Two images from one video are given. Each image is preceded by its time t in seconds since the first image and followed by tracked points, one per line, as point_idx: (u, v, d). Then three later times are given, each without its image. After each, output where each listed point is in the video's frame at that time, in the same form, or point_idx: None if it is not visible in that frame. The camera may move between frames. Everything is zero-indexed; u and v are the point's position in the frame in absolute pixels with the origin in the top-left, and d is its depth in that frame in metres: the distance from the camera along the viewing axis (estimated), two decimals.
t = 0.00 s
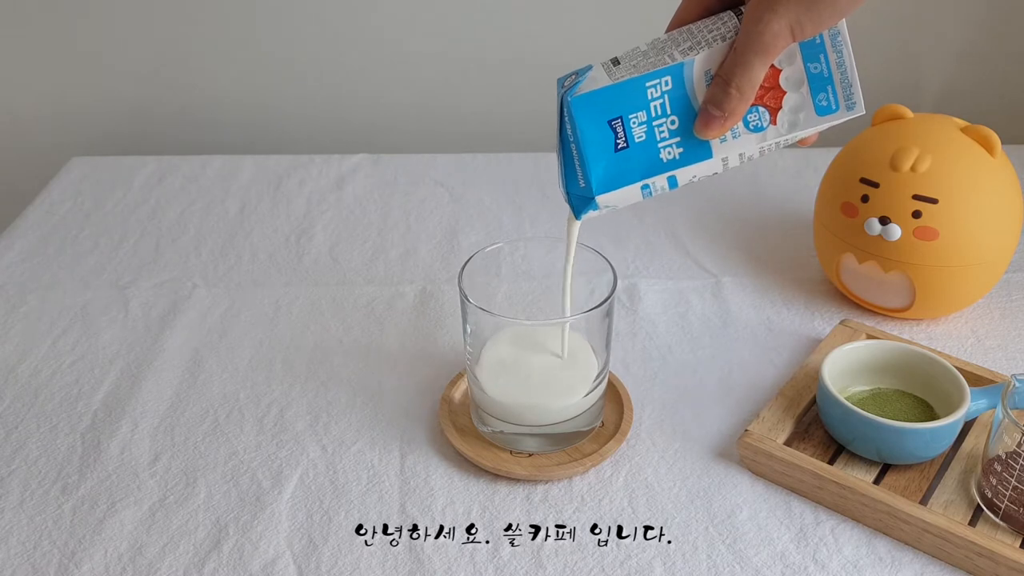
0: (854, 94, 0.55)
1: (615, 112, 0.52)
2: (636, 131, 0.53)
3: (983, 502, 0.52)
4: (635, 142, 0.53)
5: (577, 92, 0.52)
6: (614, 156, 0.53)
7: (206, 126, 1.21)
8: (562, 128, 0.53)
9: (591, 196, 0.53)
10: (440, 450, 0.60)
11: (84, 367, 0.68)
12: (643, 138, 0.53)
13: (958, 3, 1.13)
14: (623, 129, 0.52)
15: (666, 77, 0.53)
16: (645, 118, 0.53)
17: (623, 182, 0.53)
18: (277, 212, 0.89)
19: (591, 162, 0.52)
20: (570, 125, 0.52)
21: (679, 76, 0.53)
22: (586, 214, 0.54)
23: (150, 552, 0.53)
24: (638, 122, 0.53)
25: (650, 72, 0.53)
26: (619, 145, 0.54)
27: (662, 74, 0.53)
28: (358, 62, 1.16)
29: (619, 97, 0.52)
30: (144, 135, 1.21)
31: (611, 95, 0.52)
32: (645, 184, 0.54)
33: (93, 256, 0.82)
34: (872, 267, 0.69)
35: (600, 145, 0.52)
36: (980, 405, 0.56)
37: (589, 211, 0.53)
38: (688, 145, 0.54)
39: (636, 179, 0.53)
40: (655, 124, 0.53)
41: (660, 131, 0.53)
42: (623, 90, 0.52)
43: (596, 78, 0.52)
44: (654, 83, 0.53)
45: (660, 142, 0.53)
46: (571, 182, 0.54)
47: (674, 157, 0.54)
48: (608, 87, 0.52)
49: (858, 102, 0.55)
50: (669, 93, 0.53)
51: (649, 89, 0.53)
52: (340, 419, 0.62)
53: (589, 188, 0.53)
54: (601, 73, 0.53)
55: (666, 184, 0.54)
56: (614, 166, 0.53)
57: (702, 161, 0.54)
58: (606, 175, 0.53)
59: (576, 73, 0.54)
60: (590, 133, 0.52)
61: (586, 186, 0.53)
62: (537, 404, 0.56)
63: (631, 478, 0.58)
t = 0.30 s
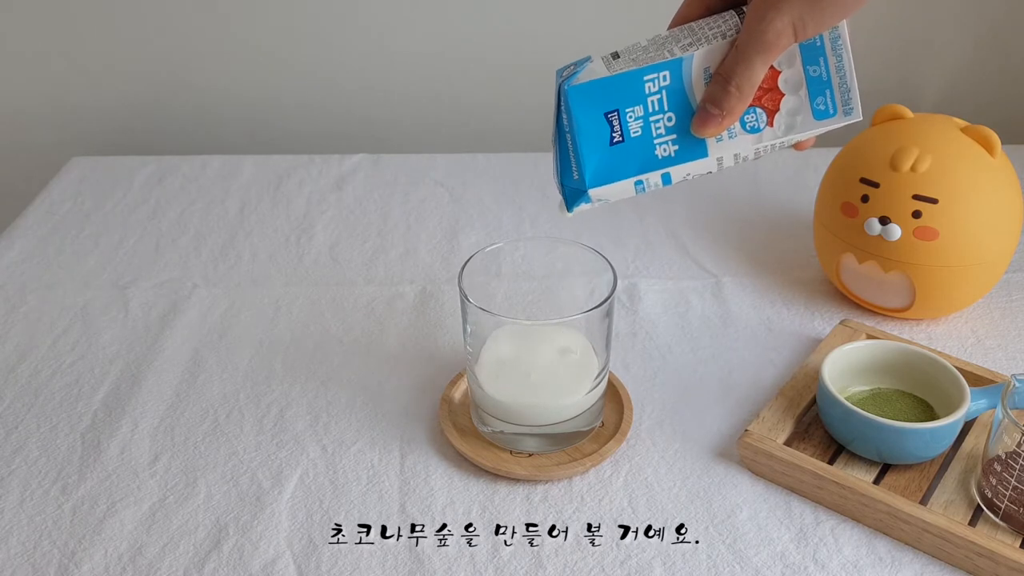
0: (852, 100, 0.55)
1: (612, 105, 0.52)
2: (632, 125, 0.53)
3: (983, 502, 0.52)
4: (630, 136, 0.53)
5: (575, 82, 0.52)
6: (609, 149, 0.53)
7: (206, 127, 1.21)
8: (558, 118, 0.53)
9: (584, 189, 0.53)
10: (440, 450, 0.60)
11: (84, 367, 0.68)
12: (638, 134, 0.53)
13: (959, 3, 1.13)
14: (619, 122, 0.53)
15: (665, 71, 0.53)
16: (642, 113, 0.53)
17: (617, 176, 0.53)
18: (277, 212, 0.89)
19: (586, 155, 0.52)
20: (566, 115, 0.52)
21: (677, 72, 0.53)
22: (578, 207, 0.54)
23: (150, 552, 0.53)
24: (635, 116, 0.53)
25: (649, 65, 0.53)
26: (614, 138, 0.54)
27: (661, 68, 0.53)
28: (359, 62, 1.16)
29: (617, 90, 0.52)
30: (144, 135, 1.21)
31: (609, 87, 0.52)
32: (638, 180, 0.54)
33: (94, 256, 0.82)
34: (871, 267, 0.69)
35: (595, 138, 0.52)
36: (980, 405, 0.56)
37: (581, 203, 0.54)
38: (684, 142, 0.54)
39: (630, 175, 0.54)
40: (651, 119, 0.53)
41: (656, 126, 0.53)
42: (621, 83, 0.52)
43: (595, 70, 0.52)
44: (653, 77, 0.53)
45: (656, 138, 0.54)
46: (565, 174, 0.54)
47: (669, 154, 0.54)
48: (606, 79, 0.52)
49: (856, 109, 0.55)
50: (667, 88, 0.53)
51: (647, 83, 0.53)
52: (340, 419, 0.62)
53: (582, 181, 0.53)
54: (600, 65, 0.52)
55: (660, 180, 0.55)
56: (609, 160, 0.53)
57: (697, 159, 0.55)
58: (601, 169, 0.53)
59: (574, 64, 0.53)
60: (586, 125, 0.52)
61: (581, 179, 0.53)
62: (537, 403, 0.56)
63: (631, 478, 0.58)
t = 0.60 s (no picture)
0: (857, 107, 0.55)
1: (616, 108, 0.52)
2: (636, 129, 0.53)
3: (983, 502, 0.52)
4: (634, 139, 0.53)
5: (580, 83, 0.52)
6: (613, 152, 0.53)
7: (206, 127, 1.21)
8: (562, 120, 0.53)
9: (587, 192, 0.53)
10: (440, 450, 0.60)
11: (84, 368, 0.68)
12: (643, 137, 0.53)
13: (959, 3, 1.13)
14: (623, 125, 0.52)
15: (669, 75, 0.53)
16: (647, 116, 0.53)
17: (621, 180, 0.53)
18: (277, 212, 0.89)
19: (590, 157, 0.52)
20: (571, 117, 0.52)
21: (682, 76, 0.53)
22: (582, 210, 0.54)
23: (150, 552, 0.53)
24: (639, 120, 0.53)
25: (654, 69, 0.53)
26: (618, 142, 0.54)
27: (666, 72, 0.53)
28: (359, 63, 1.16)
29: (622, 92, 0.52)
30: (144, 136, 1.21)
31: (614, 89, 0.52)
32: (643, 184, 0.54)
33: (93, 256, 0.82)
34: (871, 267, 0.69)
35: (600, 141, 0.52)
36: (979, 405, 0.56)
37: (585, 206, 0.53)
38: (688, 147, 0.54)
39: (634, 179, 0.53)
40: (655, 123, 0.53)
41: (660, 131, 0.53)
42: (626, 86, 0.52)
43: (600, 73, 0.52)
44: (657, 81, 0.53)
45: (661, 142, 0.54)
46: (569, 177, 0.54)
47: (673, 159, 0.54)
48: (611, 81, 0.52)
49: (861, 116, 0.55)
50: (672, 91, 0.53)
51: (651, 87, 0.53)
52: (340, 419, 0.62)
53: (586, 183, 0.53)
54: (606, 68, 0.53)
55: (664, 185, 0.54)
56: (613, 163, 0.53)
57: (702, 164, 0.54)
58: (605, 172, 0.53)
59: (581, 66, 0.54)
60: (590, 127, 0.52)
61: (584, 181, 0.53)
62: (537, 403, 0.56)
63: (631, 478, 0.58)
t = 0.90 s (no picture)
0: (861, 111, 0.54)
1: (620, 118, 0.52)
2: (640, 137, 0.53)
3: (983, 502, 0.52)
4: (639, 148, 0.53)
5: (583, 94, 0.52)
6: (618, 161, 0.53)
7: (207, 127, 1.21)
8: (565, 130, 0.53)
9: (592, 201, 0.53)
10: (440, 450, 0.60)
11: (84, 368, 0.68)
12: (647, 146, 0.53)
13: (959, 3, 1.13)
14: (628, 134, 0.52)
15: (672, 84, 0.53)
16: (651, 125, 0.53)
17: (626, 189, 0.53)
18: (277, 212, 0.90)
19: (594, 166, 0.52)
20: (574, 127, 0.52)
21: (685, 84, 0.53)
22: (587, 219, 0.54)
23: (150, 552, 0.53)
24: (643, 129, 0.53)
25: (657, 78, 0.53)
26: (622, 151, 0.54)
27: (669, 80, 0.53)
28: (359, 63, 1.16)
29: (625, 102, 0.52)
30: (144, 136, 1.21)
31: (617, 99, 0.52)
32: (648, 193, 0.54)
33: (93, 256, 0.82)
34: (871, 267, 0.69)
35: (604, 150, 0.52)
36: (980, 404, 0.56)
37: (590, 216, 0.53)
38: (692, 155, 0.54)
39: (639, 187, 0.53)
40: (659, 132, 0.53)
41: (664, 139, 0.53)
42: (629, 95, 0.52)
43: (603, 83, 0.52)
44: (660, 90, 0.53)
45: (665, 151, 0.53)
46: (574, 186, 0.54)
47: (678, 167, 0.54)
48: (614, 92, 0.52)
49: (865, 120, 0.54)
50: (675, 100, 0.53)
51: (655, 95, 0.53)
52: (340, 419, 0.62)
53: (590, 193, 0.53)
54: (609, 77, 0.53)
55: (669, 193, 0.54)
56: (618, 172, 0.53)
57: (706, 172, 0.54)
58: (609, 181, 0.53)
59: (583, 76, 0.54)
60: (593, 136, 0.52)
61: (588, 190, 0.53)
62: (537, 403, 0.56)
63: (631, 478, 0.58)
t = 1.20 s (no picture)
0: (859, 117, 0.54)
1: (618, 113, 0.52)
2: (638, 134, 0.53)
3: (983, 502, 0.52)
4: (635, 145, 0.53)
5: (582, 88, 0.52)
6: (614, 158, 0.53)
7: (206, 127, 1.21)
8: (563, 123, 0.53)
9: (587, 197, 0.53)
10: (440, 450, 0.60)
11: (84, 368, 0.68)
12: (644, 143, 0.53)
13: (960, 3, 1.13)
14: (625, 131, 0.53)
15: (672, 81, 0.53)
16: (648, 122, 0.53)
17: (621, 185, 0.53)
18: (277, 212, 0.89)
19: (591, 162, 0.52)
20: (572, 121, 0.52)
21: (685, 82, 0.53)
22: (581, 214, 0.54)
23: (150, 552, 0.53)
24: (641, 125, 0.53)
25: (656, 75, 0.53)
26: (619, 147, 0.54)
27: (668, 78, 0.53)
28: (359, 63, 1.16)
29: (624, 97, 0.52)
30: (144, 135, 1.21)
31: (616, 95, 0.52)
32: (643, 190, 0.54)
33: (93, 256, 0.82)
34: (872, 267, 0.69)
35: (601, 146, 0.52)
36: (980, 404, 0.56)
37: (585, 211, 0.53)
38: (688, 154, 0.54)
39: (634, 184, 0.53)
40: (657, 129, 0.53)
41: (661, 137, 0.53)
42: (628, 92, 0.52)
43: (602, 77, 0.52)
44: (660, 87, 0.53)
45: (662, 149, 0.54)
46: (569, 181, 0.54)
47: (673, 165, 0.54)
48: (613, 87, 0.52)
49: (863, 125, 0.55)
50: (674, 98, 0.53)
51: (653, 92, 0.53)
52: (340, 419, 0.62)
53: (586, 188, 0.53)
54: (609, 72, 0.52)
55: (664, 191, 0.54)
56: (614, 168, 0.53)
57: (701, 171, 0.55)
58: (606, 177, 0.53)
59: (583, 70, 0.53)
60: (591, 131, 0.52)
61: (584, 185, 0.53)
62: (536, 402, 0.56)
63: (631, 477, 0.58)
